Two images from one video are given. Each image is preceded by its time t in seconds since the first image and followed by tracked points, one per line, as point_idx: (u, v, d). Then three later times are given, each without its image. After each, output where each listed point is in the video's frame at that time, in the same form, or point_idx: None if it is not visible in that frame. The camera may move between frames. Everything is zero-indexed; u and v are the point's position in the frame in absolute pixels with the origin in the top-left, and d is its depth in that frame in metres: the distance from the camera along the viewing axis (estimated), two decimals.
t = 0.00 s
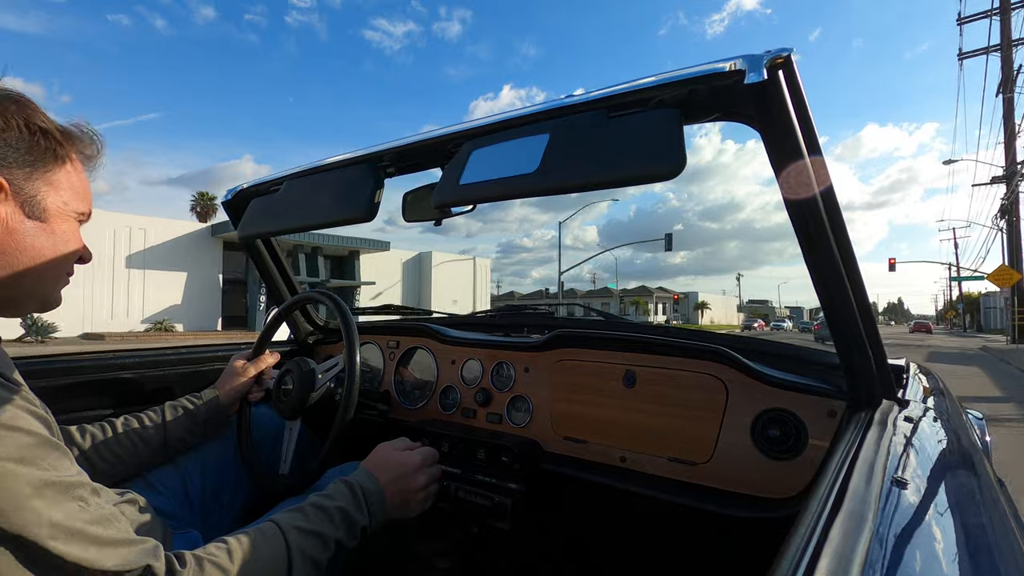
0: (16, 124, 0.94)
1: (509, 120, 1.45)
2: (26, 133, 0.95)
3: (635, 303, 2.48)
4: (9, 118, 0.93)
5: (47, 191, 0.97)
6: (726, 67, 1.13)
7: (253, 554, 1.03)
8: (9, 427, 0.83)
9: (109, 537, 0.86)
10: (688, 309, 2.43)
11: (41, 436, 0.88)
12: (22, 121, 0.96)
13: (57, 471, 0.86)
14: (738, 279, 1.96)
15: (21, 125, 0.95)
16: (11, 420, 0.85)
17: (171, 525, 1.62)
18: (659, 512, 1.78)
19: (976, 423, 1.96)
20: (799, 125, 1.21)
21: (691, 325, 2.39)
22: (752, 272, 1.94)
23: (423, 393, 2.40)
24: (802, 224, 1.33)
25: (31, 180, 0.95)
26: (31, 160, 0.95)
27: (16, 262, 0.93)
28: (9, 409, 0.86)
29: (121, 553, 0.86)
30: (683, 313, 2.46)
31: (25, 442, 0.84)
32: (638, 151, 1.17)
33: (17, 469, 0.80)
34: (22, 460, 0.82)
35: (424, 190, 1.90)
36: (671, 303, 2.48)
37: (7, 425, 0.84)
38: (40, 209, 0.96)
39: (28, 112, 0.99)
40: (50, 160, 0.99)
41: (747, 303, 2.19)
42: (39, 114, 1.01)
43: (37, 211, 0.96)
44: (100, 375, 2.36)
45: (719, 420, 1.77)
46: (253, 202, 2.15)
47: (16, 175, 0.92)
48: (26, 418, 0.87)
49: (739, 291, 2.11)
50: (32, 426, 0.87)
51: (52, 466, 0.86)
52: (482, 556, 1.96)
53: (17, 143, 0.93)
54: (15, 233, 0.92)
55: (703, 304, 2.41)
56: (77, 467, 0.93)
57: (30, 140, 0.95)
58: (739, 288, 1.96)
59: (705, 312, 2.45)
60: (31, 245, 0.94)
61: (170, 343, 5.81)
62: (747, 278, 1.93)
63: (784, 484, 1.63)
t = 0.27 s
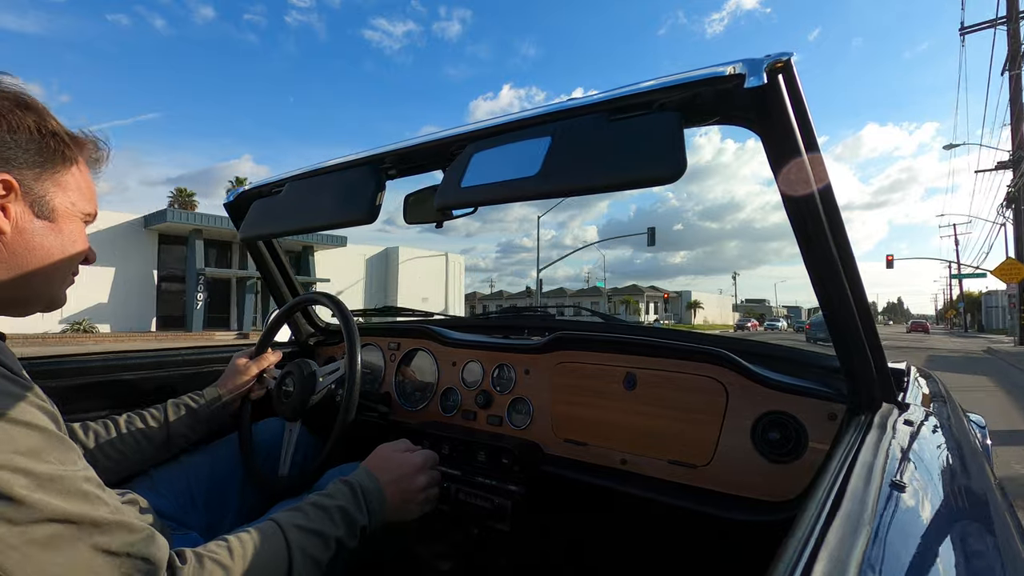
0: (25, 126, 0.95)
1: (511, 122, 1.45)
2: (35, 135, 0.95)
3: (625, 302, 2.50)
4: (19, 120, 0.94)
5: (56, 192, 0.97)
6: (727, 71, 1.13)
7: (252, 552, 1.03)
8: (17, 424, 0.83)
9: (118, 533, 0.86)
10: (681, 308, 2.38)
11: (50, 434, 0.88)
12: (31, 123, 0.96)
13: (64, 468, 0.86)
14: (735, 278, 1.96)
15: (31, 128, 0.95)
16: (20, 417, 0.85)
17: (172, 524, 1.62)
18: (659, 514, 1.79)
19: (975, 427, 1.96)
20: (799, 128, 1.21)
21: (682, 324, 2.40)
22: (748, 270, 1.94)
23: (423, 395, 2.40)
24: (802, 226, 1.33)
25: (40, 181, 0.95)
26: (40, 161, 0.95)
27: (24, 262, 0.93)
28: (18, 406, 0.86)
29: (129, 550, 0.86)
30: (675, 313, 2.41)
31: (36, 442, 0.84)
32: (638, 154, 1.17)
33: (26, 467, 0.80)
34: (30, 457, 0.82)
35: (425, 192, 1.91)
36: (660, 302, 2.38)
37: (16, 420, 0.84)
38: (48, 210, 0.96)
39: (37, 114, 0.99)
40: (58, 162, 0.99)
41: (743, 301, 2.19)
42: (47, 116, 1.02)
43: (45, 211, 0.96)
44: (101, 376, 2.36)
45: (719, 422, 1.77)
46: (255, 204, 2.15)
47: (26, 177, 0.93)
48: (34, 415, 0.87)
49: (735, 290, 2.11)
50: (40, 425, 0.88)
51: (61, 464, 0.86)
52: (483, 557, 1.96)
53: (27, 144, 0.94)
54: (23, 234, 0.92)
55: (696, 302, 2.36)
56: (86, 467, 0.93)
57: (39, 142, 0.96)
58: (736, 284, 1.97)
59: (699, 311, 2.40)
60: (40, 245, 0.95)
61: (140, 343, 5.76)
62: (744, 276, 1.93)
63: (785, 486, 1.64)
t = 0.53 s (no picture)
0: (30, 125, 0.94)
1: (513, 120, 1.45)
2: (40, 135, 0.95)
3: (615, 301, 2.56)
4: (23, 119, 0.93)
5: (60, 192, 0.97)
6: (731, 68, 1.13)
7: (253, 551, 1.02)
8: (21, 424, 0.83)
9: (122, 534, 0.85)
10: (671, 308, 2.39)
11: (54, 433, 0.87)
12: (36, 123, 0.96)
13: (66, 468, 0.85)
14: (730, 277, 1.95)
15: (35, 127, 0.95)
16: (24, 416, 0.84)
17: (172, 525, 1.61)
18: (661, 513, 1.78)
19: (978, 426, 1.95)
20: (804, 127, 1.21)
21: (675, 323, 2.40)
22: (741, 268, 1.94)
23: (424, 394, 2.39)
24: (807, 225, 1.32)
25: (44, 181, 0.94)
26: (44, 160, 0.95)
27: (27, 262, 0.92)
28: (23, 405, 0.86)
29: (129, 551, 0.85)
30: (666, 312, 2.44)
31: (41, 443, 0.84)
32: (642, 151, 1.16)
33: (28, 466, 0.80)
34: (33, 456, 0.81)
35: (426, 191, 1.90)
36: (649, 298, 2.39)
37: (19, 419, 0.83)
38: (52, 210, 0.96)
39: (41, 114, 0.99)
40: (62, 162, 0.98)
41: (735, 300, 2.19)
42: (51, 116, 1.01)
43: (49, 211, 0.95)
44: (102, 376, 2.35)
45: (721, 422, 1.76)
46: (255, 202, 2.14)
47: (30, 176, 0.92)
48: (37, 415, 0.87)
49: (729, 288, 2.12)
50: (45, 424, 0.87)
51: (65, 464, 0.85)
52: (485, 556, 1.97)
53: (31, 143, 0.93)
54: (26, 233, 0.92)
55: (687, 301, 2.36)
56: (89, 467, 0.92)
57: (44, 141, 0.95)
58: (728, 282, 1.97)
59: (689, 311, 2.38)
60: (42, 246, 0.94)
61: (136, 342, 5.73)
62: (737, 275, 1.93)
63: (789, 486, 1.63)
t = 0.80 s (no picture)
0: (24, 126, 0.95)
1: (510, 121, 1.45)
2: (34, 135, 0.95)
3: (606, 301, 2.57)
4: (18, 120, 0.94)
5: (55, 192, 0.97)
6: (727, 68, 1.13)
7: (254, 553, 1.03)
8: (17, 426, 0.83)
9: (121, 536, 0.86)
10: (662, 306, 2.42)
11: (50, 433, 0.88)
12: (31, 125, 0.96)
13: (62, 470, 0.85)
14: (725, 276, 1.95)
15: (30, 129, 0.95)
16: (19, 418, 0.84)
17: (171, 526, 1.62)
18: (659, 512, 1.79)
19: (975, 424, 1.96)
20: (800, 127, 1.21)
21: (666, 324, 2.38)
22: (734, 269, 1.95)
23: (423, 393, 2.40)
24: (804, 224, 1.33)
25: (39, 180, 0.95)
26: (39, 160, 0.95)
27: (23, 262, 0.92)
28: (18, 406, 0.86)
29: (127, 555, 0.86)
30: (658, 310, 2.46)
31: (38, 444, 0.84)
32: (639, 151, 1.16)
33: (23, 470, 0.80)
34: (29, 458, 0.82)
35: (423, 191, 1.90)
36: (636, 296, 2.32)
37: (15, 421, 0.83)
38: (47, 209, 0.96)
39: (38, 117, 0.99)
40: (57, 161, 0.99)
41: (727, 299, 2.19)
42: (48, 119, 1.02)
43: (44, 211, 0.95)
44: (100, 376, 2.35)
45: (719, 421, 1.77)
46: (253, 203, 2.15)
47: (24, 176, 0.93)
48: (32, 416, 0.87)
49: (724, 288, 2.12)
50: (41, 425, 0.87)
51: (62, 464, 0.86)
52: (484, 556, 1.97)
53: (25, 143, 0.94)
54: (21, 234, 0.92)
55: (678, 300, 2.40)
56: (87, 468, 0.93)
57: (38, 141, 0.96)
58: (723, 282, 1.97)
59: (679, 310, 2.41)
60: (38, 245, 0.94)
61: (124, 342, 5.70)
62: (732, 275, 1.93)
63: (786, 485, 1.63)
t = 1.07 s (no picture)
0: (25, 125, 0.95)
1: (509, 119, 1.45)
2: (37, 136, 0.96)
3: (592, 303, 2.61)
4: (19, 120, 0.94)
5: (56, 192, 0.97)
6: (725, 66, 1.13)
7: (243, 560, 1.03)
8: (17, 423, 0.83)
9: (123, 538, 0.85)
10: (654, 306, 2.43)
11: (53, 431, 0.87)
12: (32, 125, 0.96)
13: (61, 469, 0.85)
14: (721, 275, 1.95)
15: (32, 128, 0.96)
16: (20, 414, 0.84)
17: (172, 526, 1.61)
18: (659, 510, 1.79)
19: (975, 422, 1.96)
20: (799, 125, 1.21)
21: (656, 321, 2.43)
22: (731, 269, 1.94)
23: (422, 393, 2.40)
24: (804, 224, 1.33)
25: (40, 180, 0.94)
26: (40, 160, 0.95)
27: (24, 261, 0.92)
28: (20, 402, 0.86)
29: (120, 559, 0.84)
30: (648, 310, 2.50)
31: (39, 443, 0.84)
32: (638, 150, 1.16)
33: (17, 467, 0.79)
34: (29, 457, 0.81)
35: (422, 190, 1.90)
36: (624, 295, 2.37)
37: (18, 419, 0.83)
38: (48, 209, 0.96)
39: (39, 116, 0.99)
40: (59, 161, 0.99)
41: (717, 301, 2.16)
42: (49, 118, 1.02)
43: (45, 210, 0.95)
44: (99, 376, 2.35)
45: (719, 419, 1.77)
46: (252, 202, 2.14)
47: (25, 175, 0.92)
48: (34, 413, 0.87)
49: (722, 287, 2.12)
50: (42, 425, 0.87)
51: (61, 466, 0.86)
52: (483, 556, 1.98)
53: (27, 143, 0.93)
54: (22, 234, 0.92)
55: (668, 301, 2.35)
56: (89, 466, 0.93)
57: (40, 141, 0.96)
58: (720, 283, 1.96)
59: (671, 309, 2.33)
60: (39, 245, 0.94)
61: (101, 347, 5.59)
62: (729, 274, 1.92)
63: (786, 482, 1.63)
